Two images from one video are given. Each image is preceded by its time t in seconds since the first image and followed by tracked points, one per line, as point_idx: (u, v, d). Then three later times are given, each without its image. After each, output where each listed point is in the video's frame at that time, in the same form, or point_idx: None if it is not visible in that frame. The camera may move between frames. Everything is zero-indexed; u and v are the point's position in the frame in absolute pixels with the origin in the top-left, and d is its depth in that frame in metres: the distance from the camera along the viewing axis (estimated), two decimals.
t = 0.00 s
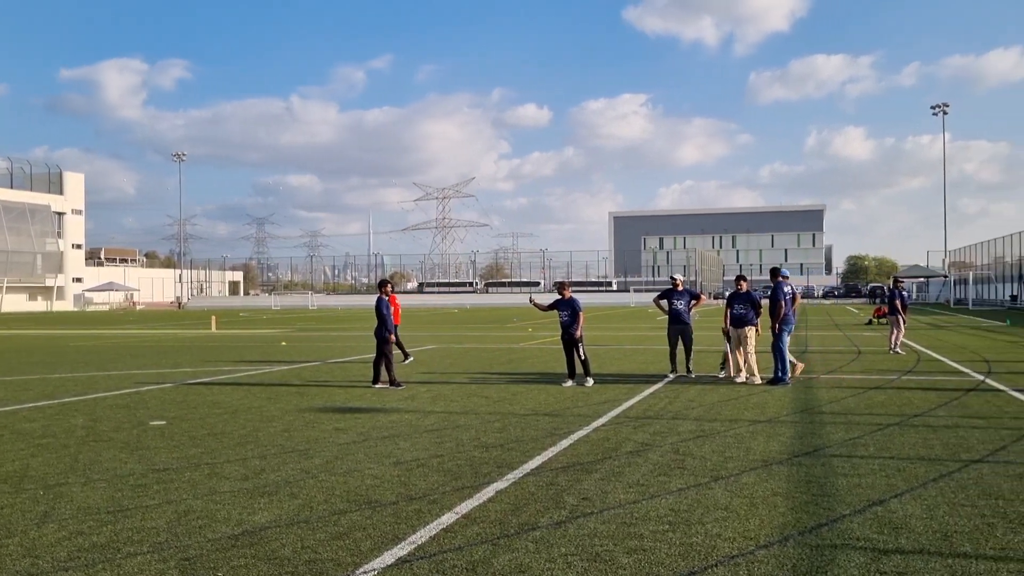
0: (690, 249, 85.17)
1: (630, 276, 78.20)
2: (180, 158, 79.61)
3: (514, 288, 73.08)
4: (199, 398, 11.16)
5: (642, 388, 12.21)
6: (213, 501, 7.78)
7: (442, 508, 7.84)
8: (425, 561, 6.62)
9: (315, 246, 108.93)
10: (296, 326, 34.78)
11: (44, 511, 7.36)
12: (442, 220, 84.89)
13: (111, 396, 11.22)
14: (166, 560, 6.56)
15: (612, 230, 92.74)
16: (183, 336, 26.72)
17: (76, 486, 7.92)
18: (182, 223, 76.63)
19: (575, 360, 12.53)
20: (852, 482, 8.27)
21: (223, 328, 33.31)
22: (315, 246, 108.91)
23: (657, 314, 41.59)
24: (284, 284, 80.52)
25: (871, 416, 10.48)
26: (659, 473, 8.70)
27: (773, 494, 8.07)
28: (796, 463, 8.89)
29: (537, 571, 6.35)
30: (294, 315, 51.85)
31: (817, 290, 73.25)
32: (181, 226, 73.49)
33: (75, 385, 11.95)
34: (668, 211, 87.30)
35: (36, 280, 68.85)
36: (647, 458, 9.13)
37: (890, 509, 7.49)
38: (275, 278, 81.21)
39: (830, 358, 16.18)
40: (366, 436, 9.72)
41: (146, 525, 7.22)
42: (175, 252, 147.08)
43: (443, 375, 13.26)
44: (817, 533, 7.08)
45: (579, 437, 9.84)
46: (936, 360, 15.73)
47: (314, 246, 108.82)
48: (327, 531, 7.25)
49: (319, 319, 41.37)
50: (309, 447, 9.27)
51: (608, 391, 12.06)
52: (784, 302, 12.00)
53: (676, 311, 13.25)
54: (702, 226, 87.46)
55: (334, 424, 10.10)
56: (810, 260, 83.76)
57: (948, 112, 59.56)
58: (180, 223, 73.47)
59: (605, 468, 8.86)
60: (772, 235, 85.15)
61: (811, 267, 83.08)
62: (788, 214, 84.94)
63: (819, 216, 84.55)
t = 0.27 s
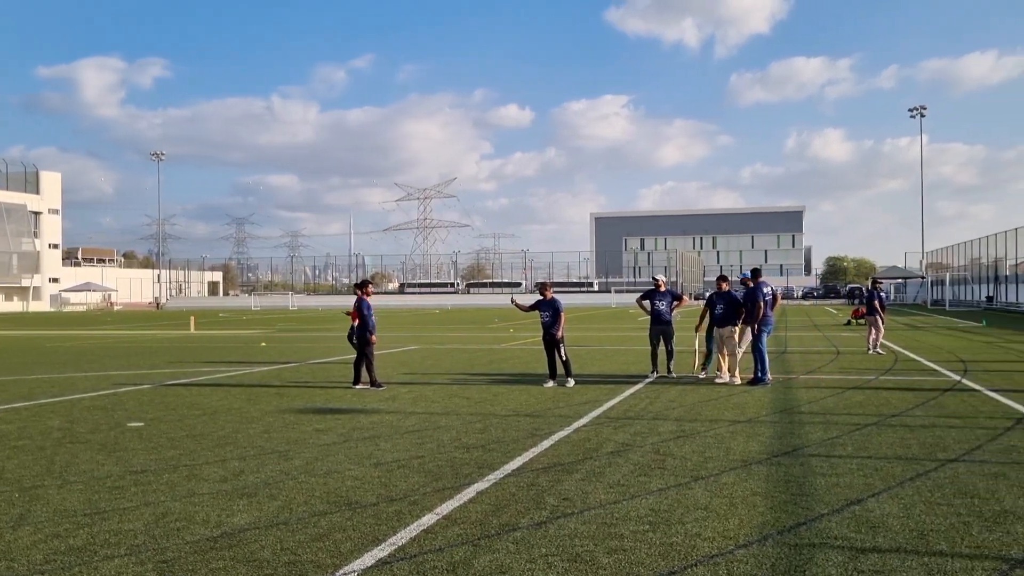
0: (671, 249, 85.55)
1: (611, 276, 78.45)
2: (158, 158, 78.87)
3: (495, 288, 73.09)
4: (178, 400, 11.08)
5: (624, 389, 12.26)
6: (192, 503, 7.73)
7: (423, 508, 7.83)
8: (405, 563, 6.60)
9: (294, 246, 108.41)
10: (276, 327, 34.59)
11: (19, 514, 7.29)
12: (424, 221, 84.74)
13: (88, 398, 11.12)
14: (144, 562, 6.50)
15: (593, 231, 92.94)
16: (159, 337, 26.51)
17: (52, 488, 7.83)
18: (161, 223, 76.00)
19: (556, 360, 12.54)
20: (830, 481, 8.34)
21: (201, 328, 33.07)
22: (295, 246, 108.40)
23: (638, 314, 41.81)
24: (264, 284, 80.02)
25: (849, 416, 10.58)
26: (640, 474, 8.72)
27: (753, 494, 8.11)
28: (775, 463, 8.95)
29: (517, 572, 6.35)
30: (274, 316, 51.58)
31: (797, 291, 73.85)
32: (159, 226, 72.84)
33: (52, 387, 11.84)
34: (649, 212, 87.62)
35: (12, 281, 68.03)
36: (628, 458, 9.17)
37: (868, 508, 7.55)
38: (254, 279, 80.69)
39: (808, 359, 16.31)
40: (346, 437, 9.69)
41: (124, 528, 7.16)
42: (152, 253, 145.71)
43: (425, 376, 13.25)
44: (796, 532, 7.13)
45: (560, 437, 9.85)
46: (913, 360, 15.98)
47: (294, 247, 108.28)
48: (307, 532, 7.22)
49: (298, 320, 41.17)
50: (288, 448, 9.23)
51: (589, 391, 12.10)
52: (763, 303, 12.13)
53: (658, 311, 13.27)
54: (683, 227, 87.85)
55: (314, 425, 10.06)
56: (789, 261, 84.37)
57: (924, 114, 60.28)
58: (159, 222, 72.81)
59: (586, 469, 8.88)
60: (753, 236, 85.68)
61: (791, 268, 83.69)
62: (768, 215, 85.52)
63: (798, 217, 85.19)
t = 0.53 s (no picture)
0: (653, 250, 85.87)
1: (593, 277, 78.66)
2: (136, 157, 78.15)
3: (477, 288, 73.07)
4: (157, 401, 10.99)
5: (605, 389, 12.30)
6: (170, 506, 7.66)
7: (405, 510, 7.80)
8: (386, 564, 6.57)
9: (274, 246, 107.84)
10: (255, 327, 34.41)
11: None
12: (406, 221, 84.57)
13: (65, 399, 11.01)
14: (122, 565, 6.44)
15: (575, 232, 93.16)
16: (137, 338, 26.31)
17: (28, 491, 7.75)
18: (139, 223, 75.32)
19: (538, 361, 12.54)
20: (810, 481, 8.39)
21: (179, 329, 32.84)
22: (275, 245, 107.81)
23: (620, 315, 41.96)
24: (244, 285, 79.50)
25: (829, 416, 10.66)
26: (621, 474, 8.74)
27: (733, 494, 8.15)
28: (755, 463, 9.00)
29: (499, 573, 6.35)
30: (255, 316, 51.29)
31: (777, 292, 74.35)
32: (138, 225, 72.18)
33: (30, 388, 11.72)
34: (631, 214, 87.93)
35: None
36: (609, 458, 9.19)
37: (847, 508, 7.61)
38: (235, 279, 80.14)
39: (788, 359, 16.45)
40: (327, 438, 9.65)
41: (101, 530, 7.08)
42: (130, 253, 144.40)
43: (407, 377, 13.24)
44: (776, 532, 7.17)
45: (541, 438, 9.86)
46: (891, 360, 16.28)
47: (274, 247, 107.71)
48: (287, 534, 7.17)
49: (278, 321, 40.95)
50: (269, 449, 9.18)
51: (570, 392, 12.13)
52: (744, 304, 12.15)
53: (641, 312, 13.32)
54: (664, 228, 88.21)
55: (294, 426, 10.01)
56: (770, 263, 84.94)
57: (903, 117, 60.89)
58: (138, 222, 72.15)
59: (567, 469, 8.89)
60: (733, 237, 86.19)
61: (771, 269, 84.27)
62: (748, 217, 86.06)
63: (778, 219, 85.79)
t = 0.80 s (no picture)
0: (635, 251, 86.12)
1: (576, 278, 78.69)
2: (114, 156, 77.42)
3: (460, 288, 72.99)
4: (136, 401, 10.90)
5: (587, 389, 12.32)
6: (149, 507, 7.59)
7: (387, 510, 7.78)
8: (368, 565, 6.54)
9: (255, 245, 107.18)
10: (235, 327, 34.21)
11: None
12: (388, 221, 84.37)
13: (42, 399, 10.89)
14: (100, 567, 6.37)
15: (557, 232, 93.33)
16: (115, 338, 26.08)
17: (4, 493, 7.65)
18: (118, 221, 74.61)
19: (520, 361, 12.54)
20: (791, 480, 8.44)
21: (158, 329, 32.58)
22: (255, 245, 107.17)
23: (602, 316, 41.96)
24: (224, 284, 78.95)
25: (809, 415, 10.73)
26: (603, 474, 8.76)
27: (715, 493, 8.19)
28: (736, 462, 9.04)
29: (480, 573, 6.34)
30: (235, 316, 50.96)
31: (758, 292, 74.71)
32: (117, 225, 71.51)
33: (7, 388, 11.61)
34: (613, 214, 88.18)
35: None
36: (591, 458, 9.21)
37: (827, 506, 7.66)
38: (215, 279, 79.55)
39: (768, 359, 16.57)
40: (307, 438, 9.60)
41: (78, 532, 7.01)
42: (109, 252, 143.01)
43: (388, 376, 13.23)
44: (756, 530, 7.21)
45: (523, 438, 9.86)
46: (870, 360, 16.45)
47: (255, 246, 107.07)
48: (267, 535, 7.13)
49: (257, 321, 40.70)
50: (249, 450, 9.13)
51: (552, 391, 12.14)
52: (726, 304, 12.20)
53: (623, 312, 13.36)
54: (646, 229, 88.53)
55: (275, 427, 9.96)
56: (751, 263, 85.43)
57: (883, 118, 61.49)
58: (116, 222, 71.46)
59: (549, 469, 8.89)
60: (715, 238, 86.63)
61: (753, 270, 84.76)
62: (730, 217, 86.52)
63: (760, 219, 86.31)
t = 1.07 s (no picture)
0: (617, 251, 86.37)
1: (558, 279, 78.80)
2: (92, 154, 76.62)
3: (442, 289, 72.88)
4: (115, 402, 10.80)
5: (570, 390, 12.35)
6: (128, 509, 7.52)
7: (368, 511, 7.75)
8: (349, 567, 6.51)
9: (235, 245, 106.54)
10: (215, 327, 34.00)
11: None
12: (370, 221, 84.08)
13: (18, 401, 10.77)
14: (77, 570, 6.29)
15: (540, 233, 93.46)
16: (94, 339, 25.86)
17: None
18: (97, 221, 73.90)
19: (501, 362, 12.54)
20: (771, 480, 8.49)
21: (137, 330, 32.33)
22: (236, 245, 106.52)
23: (584, 317, 42.01)
24: (205, 284, 78.37)
25: (789, 416, 10.80)
26: (585, 474, 8.77)
27: (696, 493, 8.22)
28: (717, 463, 9.08)
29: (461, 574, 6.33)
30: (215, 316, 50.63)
31: (739, 293, 75.09)
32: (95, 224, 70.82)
33: None
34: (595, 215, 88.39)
35: None
36: (573, 459, 9.21)
37: (806, 507, 7.71)
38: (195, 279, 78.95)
39: (748, 359, 16.68)
40: (288, 440, 9.54)
41: (55, 535, 6.93)
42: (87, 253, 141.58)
43: (370, 377, 13.22)
44: (737, 530, 7.24)
45: (505, 439, 9.86)
46: (849, 360, 16.60)
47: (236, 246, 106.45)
48: (247, 537, 7.08)
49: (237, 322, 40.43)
50: (229, 452, 9.06)
51: (534, 392, 12.16)
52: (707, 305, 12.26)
53: (605, 312, 13.39)
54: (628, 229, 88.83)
55: (255, 428, 9.89)
56: (732, 264, 85.90)
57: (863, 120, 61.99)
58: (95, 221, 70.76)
59: (531, 469, 8.89)
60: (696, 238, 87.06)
61: (734, 270, 85.23)
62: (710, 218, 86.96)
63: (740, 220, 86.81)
